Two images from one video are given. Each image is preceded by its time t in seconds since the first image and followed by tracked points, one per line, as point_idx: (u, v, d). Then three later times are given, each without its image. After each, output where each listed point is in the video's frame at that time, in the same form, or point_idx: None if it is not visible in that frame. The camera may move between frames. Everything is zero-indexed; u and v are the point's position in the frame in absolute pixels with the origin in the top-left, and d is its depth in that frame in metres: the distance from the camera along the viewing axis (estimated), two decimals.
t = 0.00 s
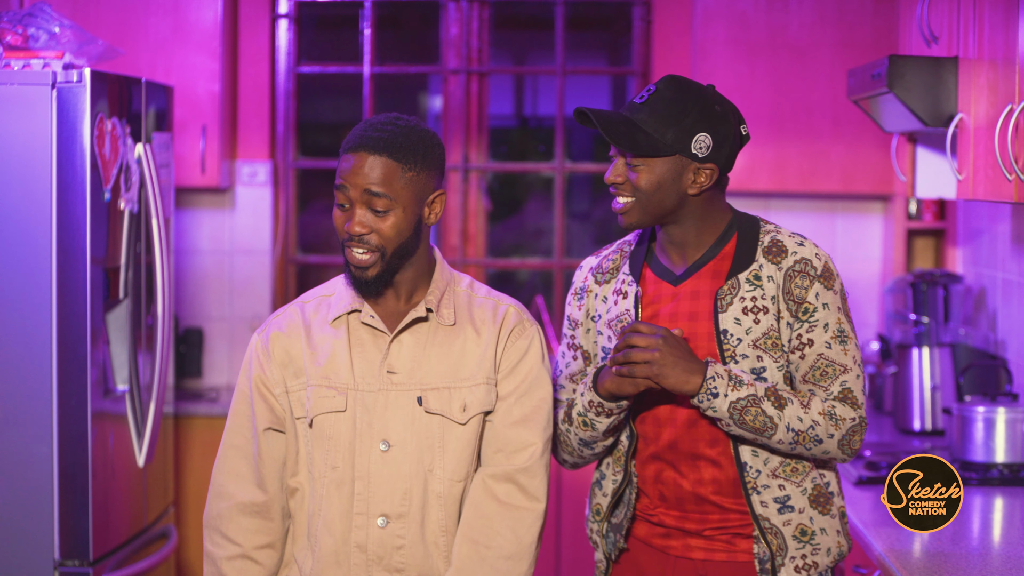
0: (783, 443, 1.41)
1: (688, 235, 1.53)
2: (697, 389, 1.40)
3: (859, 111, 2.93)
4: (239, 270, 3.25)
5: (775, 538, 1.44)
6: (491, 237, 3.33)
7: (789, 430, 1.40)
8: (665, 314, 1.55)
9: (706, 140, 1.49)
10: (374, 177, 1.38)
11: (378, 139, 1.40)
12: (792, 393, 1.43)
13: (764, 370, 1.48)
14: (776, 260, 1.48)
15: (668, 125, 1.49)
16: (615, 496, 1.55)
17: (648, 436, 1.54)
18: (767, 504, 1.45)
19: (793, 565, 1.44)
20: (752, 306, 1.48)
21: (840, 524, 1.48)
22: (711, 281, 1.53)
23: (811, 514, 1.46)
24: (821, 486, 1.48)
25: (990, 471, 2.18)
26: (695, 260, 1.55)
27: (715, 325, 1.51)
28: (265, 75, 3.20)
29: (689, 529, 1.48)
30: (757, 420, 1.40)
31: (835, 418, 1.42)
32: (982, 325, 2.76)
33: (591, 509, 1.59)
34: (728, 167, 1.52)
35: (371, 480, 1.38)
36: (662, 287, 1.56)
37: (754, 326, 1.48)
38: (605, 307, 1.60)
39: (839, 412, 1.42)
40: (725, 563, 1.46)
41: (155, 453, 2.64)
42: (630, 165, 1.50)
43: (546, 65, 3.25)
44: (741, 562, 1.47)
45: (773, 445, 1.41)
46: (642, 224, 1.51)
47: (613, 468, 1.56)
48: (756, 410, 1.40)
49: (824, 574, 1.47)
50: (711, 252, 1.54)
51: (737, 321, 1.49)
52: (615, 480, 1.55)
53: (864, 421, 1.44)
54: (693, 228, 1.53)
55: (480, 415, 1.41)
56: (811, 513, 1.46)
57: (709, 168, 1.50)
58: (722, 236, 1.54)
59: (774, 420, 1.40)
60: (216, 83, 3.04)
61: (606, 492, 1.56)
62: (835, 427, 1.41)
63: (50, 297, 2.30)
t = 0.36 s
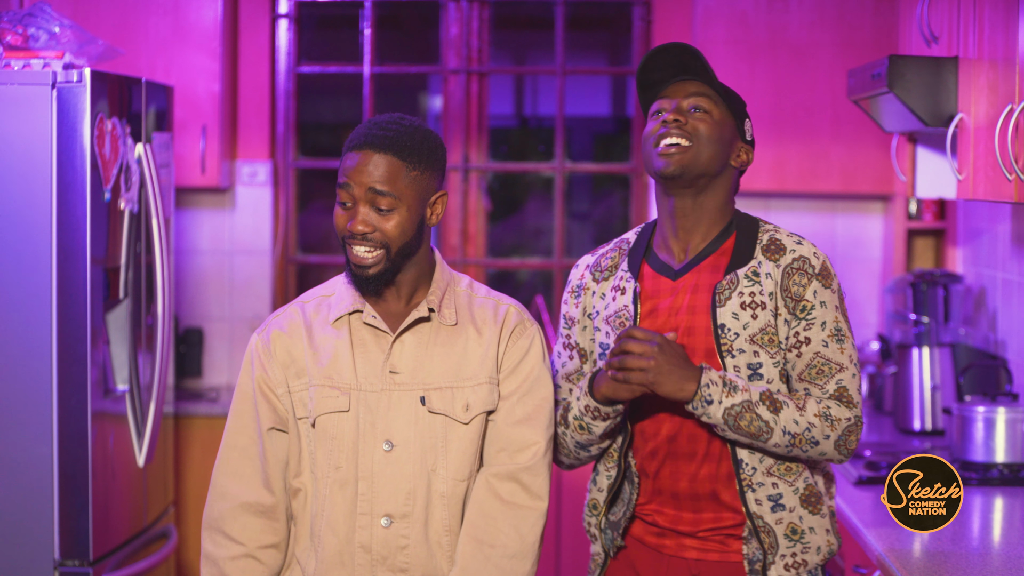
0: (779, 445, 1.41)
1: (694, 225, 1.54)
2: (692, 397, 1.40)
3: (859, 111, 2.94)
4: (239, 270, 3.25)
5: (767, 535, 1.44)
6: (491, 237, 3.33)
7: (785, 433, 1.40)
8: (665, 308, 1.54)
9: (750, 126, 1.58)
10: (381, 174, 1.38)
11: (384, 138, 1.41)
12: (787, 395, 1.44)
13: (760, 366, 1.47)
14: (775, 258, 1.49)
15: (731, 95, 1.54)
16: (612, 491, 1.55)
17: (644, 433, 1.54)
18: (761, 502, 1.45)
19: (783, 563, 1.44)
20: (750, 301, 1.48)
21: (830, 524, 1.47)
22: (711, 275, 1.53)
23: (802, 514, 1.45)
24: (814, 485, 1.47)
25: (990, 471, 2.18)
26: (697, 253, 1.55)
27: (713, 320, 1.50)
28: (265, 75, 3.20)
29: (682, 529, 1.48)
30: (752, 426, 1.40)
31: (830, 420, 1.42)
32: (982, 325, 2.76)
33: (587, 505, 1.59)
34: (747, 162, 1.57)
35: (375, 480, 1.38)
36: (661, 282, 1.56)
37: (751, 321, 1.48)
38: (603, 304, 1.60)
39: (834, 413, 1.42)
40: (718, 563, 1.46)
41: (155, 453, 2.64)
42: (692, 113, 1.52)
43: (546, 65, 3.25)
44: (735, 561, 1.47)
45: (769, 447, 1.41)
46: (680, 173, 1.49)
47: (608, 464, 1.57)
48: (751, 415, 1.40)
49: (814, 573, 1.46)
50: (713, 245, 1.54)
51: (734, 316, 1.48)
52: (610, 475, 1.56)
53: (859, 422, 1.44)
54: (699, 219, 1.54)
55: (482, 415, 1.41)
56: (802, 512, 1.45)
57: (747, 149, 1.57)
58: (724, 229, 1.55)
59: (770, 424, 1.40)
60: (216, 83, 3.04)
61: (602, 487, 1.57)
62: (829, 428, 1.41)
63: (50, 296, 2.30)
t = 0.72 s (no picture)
0: (756, 457, 1.42)
1: (701, 232, 1.55)
2: (683, 395, 1.41)
3: (859, 111, 2.93)
4: (239, 270, 3.25)
5: (755, 543, 1.45)
6: (491, 237, 3.33)
7: (765, 447, 1.41)
8: (667, 312, 1.55)
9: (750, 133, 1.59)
10: (371, 175, 1.38)
11: (373, 138, 1.40)
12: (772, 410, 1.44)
13: (750, 379, 1.48)
14: (777, 273, 1.50)
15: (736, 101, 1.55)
16: (598, 489, 1.55)
17: (634, 433, 1.54)
18: (747, 510, 1.46)
19: (771, 570, 1.46)
20: (749, 314, 1.49)
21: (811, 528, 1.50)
22: (713, 284, 1.54)
23: (786, 521, 1.47)
24: (794, 493, 1.50)
25: (990, 471, 2.18)
26: (700, 261, 1.56)
27: (710, 329, 1.51)
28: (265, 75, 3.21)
29: (665, 526, 1.50)
30: (736, 434, 1.41)
31: (808, 440, 1.43)
32: (982, 325, 2.76)
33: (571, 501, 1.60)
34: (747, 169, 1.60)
35: (372, 482, 1.38)
36: (663, 287, 1.57)
37: (748, 334, 1.49)
38: (602, 302, 1.60)
39: (813, 435, 1.44)
40: (698, 561, 1.47)
41: (155, 453, 2.64)
42: (701, 124, 1.52)
43: (546, 65, 3.25)
44: (717, 561, 1.47)
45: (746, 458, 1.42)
46: (692, 188, 1.50)
47: (595, 461, 1.56)
48: (737, 423, 1.41)
49: None
50: (714, 256, 1.55)
51: (732, 327, 1.49)
52: (598, 473, 1.55)
53: (835, 445, 1.47)
54: (707, 228, 1.54)
55: (480, 415, 1.41)
56: (786, 519, 1.47)
57: (751, 155, 1.60)
58: (728, 240, 1.56)
59: (752, 435, 1.41)
60: (216, 84, 3.04)
61: (588, 484, 1.57)
62: (808, 448, 1.43)
63: (50, 296, 2.30)
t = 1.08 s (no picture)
0: (738, 460, 1.43)
1: (687, 238, 1.56)
2: (661, 400, 1.43)
3: (859, 111, 2.93)
4: (239, 270, 3.25)
5: (744, 544, 1.46)
6: (491, 237, 3.33)
7: (744, 450, 1.42)
8: (655, 320, 1.57)
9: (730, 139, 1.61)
10: (376, 172, 1.38)
11: (377, 137, 1.40)
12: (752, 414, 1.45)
13: (733, 382, 1.50)
14: (760, 275, 1.51)
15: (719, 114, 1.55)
16: (592, 496, 1.56)
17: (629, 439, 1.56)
18: (735, 511, 1.47)
19: (761, 569, 1.46)
20: (731, 318, 1.50)
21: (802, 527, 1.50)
22: (697, 291, 1.55)
23: (774, 520, 1.48)
24: (782, 491, 1.50)
25: (990, 471, 2.18)
26: (684, 268, 1.57)
27: (693, 335, 1.52)
28: (265, 75, 3.20)
29: (662, 525, 1.51)
30: (716, 438, 1.42)
31: (789, 442, 1.43)
32: (982, 325, 2.76)
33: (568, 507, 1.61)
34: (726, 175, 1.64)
35: (375, 485, 1.38)
36: (648, 294, 1.58)
37: (730, 338, 1.50)
38: (590, 311, 1.62)
39: (794, 436, 1.44)
40: (696, 556, 1.49)
41: (155, 454, 2.64)
42: (690, 145, 1.52)
43: (546, 65, 3.25)
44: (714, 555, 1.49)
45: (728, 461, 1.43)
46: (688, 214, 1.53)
47: (587, 471, 1.57)
48: (715, 427, 1.42)
49: None
50: (693, 265, 1.56)
51: (715, 332, 1.50)
52: (590, 480, 1.56)
53: (818, 446, 1.46)
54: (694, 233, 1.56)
55: (483, 419, 1.41)
56: (774, 519, 1.48)
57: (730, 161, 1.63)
58: (712, 245, 1.57)
59: (731, 438, 1.42)
60: (216, 83, 3.04)
61: (582, 491, 1.57)
62: (789, 449, 1.43)
63: (50, 297, 2.30)
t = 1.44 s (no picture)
0: (728, 467, 1.44)
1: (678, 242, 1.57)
2: (647, 414, 1.43)
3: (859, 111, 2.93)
4: (239, 270, 3.25)
5: (734, 548, 1.48)
6: (491, 237, 3.33)
7: (734, 457, 1.43)
8: (646, 326, 1.58)
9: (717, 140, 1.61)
10: (410, 155, 1.40)
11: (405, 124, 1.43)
12: (741, 420, 1.45)
13: (723, 386, 1.51)
14: (748, 278, 1.51)
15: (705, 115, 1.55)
16: (589, 500, 1.57)
17: (626, 443, 1.58)
18: (725, 516, 1.48)
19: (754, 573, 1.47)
20: (720, 322, 1.50)
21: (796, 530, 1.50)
22: (687, 295, 1.56)
23: (768, 524, 1.48)
24: (776, 495, 1.50)
25: (990, 471, 2.18)
26: (674, 272, 1.58)
27: (683, 339, 1.53)
28: (265, 75, 3.21)
29: (659, 525, 1.53)
30: (703, 448, 1.43)
31: (779, 446, 1.43)
32: (983, 325, 2.76)
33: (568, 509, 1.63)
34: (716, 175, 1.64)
35: (378, 489, 1.38)
36: (639, 300, 1.59)
37: (719, 342, 1.51)
38: (584, 317, 1.64)
39: (784, 440, 1.44)
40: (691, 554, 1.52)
41: (155, 453, 2.64)
42: (676, 151, 1.53)
43: (546, 65, 3.25)
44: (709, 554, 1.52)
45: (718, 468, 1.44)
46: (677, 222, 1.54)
47: (585, 475, 1.59)
48: (702, 438, 1.43)
49: None
50: (683, 270, 1.57)
51: (703, 336, 1.51)
52: (588, 484, 1.57)
53: (811, 447, 1.46)
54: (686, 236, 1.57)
55: (485, 422, 1.41)
56: (768, 522, 1.48)
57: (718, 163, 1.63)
58: (702, 248, 1.59)
59: (720, 447, 1.42)
60: (216, 83, 3.04)
61: (580, 495, 1.59)
62: (780, 454, 1.43)
63: (50, 297, 2.30)
